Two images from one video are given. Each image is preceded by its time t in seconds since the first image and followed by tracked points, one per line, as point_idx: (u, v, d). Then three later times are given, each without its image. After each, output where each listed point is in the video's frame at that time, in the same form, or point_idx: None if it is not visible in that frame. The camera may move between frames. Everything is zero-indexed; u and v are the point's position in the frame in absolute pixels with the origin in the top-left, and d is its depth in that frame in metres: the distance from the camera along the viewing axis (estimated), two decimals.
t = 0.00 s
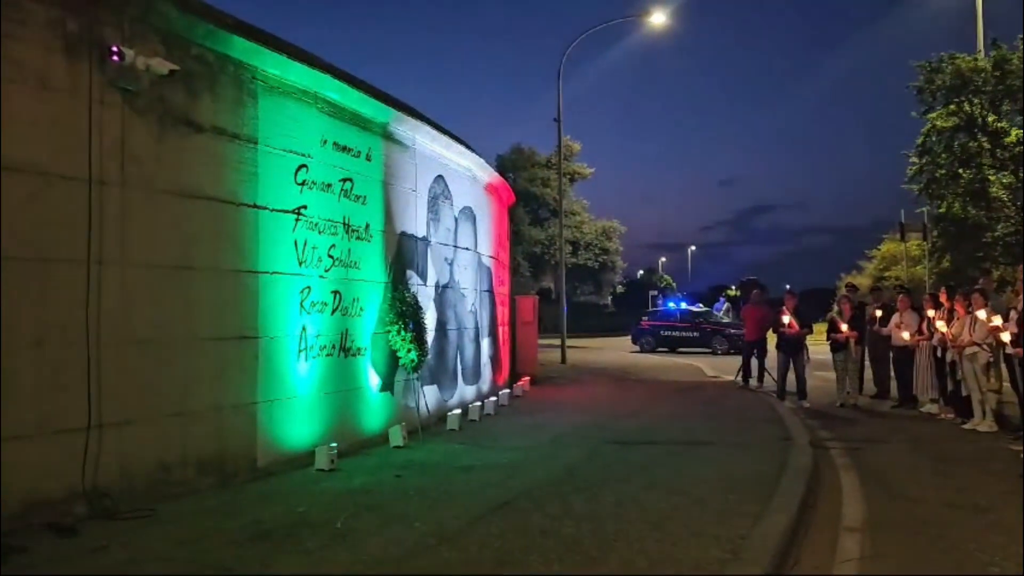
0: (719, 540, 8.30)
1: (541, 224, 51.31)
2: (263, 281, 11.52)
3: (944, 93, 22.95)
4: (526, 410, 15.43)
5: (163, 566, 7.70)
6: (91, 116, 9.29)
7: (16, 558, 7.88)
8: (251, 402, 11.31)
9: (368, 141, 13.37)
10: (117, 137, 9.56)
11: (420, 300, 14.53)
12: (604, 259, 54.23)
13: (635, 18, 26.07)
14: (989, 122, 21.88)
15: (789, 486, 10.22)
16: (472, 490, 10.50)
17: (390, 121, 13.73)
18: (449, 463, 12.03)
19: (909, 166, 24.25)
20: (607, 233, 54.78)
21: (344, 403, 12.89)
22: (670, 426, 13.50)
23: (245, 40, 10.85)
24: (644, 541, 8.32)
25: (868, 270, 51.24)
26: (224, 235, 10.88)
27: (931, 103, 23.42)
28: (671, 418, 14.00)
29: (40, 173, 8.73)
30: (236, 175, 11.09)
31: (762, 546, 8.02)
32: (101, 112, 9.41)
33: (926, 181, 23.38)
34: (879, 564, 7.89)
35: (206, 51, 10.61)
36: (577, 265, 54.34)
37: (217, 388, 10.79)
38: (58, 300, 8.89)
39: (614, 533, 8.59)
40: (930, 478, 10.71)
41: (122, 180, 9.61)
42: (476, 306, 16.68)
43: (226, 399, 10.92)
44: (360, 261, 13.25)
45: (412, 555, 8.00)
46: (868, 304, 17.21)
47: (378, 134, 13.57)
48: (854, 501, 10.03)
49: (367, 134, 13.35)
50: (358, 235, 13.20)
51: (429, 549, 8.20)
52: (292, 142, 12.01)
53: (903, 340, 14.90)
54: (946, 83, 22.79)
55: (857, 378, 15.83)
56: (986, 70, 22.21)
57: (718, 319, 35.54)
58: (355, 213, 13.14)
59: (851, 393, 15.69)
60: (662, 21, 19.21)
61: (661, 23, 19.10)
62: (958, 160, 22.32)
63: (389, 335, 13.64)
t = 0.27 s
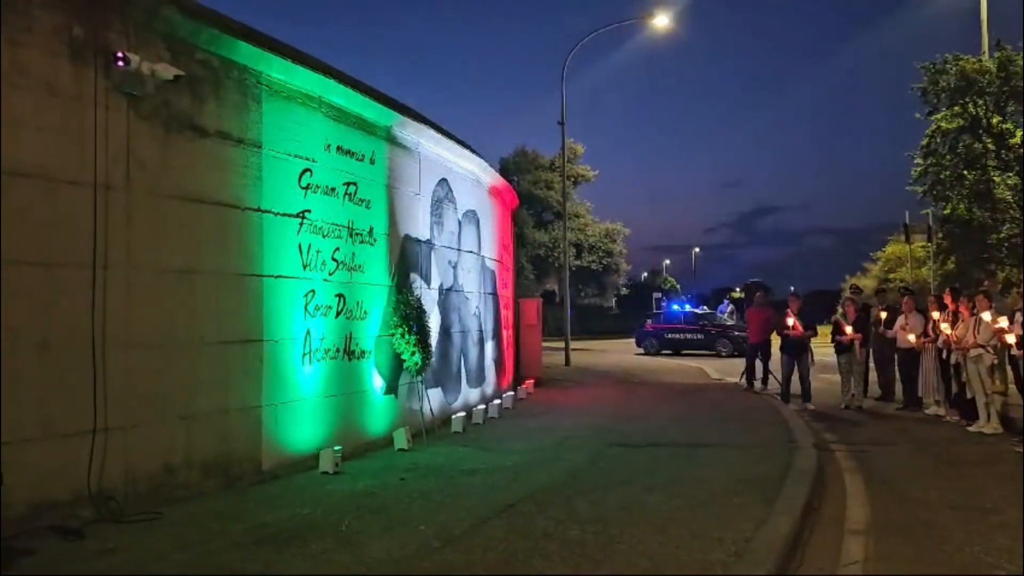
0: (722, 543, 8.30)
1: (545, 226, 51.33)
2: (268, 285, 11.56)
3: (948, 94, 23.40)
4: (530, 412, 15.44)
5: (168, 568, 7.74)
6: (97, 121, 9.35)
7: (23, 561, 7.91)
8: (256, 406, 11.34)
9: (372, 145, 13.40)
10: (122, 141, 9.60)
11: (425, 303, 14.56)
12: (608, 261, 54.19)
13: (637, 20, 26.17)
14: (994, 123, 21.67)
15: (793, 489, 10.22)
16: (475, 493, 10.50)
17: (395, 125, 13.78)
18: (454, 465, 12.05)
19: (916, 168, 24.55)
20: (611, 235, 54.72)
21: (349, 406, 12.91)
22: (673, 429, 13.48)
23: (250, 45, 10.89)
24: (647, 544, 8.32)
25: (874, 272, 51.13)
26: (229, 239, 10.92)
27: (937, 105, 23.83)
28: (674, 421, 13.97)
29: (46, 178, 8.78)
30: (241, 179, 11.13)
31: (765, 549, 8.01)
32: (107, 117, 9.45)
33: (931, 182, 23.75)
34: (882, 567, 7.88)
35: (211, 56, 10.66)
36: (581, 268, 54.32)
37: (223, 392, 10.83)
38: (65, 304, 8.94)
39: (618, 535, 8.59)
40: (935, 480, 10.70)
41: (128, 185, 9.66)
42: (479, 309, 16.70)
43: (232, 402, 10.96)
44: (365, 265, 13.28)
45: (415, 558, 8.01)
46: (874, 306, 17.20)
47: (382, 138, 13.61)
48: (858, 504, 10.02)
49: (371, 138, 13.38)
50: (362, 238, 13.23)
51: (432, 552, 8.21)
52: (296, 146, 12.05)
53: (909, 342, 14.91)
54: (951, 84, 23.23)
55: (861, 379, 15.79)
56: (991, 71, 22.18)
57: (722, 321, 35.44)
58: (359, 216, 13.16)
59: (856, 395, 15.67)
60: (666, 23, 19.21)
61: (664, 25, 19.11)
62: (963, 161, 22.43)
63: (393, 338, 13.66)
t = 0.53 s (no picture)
0: (727, 545, 8.28)
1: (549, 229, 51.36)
2: (272, 288, 11.58)
3: (953, 95, 23.04)
4: (534, 415, 15.44)
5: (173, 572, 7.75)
6: (102, 126, 9.39)
7: (30, 564, 7.94)
8: (261, 409, 11.36)
9: (376, 148, 13.43)
10: (128, 146, 9.65)
11: (429, 306, 14.57)
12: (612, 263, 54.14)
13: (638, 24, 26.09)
14: (998, 123, 21.72)
15: (798, 491, 10.19)
16: (478, 496, 10.51)
17: (398, 128, 13.81)
18: (458, 468, 12.06)
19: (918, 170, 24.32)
20: (614, 238, 54.71)
21: (353, 409, 12.92)
22: (676, 431, 13.47)
23: (254, 49, 10.93)
24: (652, 546, 8.29)
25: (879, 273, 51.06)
26: (233, 242, 10.95)
27: (941, 105, 23.50)
28: (677, 423, 13.96)
29: (52, 183, 8.82)
30: (245, 183, 11.16)
31: (771, 551, 7.99)
32: (112, 122, 9.50)
33: (936, 184, 23.41)
34: (888, 569, 7.86)
35: (215, 60, 10.71)
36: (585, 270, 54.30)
37: (228, 395, 10.85)
38: (70, 307, 8.97)
39: (622, 538, 8.57)
40: (941, 481, 10.66)
41: (133, 190, 9.70)
42: (484, 311, 16.70)
43: (237, 405, 10.98)
44: (369, 268, 13.29)
45: (419, 561, 8.01)
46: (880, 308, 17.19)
47: (386, 141, 13.64)
48: (863, 505, 10.00)
49: (375, 141, 13.41)
50: (366, 241, 13.25)
51: (436, 555, 8.21)
52: (300, 150, 12.09)
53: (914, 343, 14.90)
54: (955, 85, 22.91)
55: (866, 381, 15.74)
56: (996, 71, 21.99)
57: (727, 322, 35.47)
58: (363, 219, 13.19)
59: (861, 397, 15.65)
60: (669, 25, 19.21)
61: (668, 27, 19.10)
62: (968, 162, 22.27)
63: (397, 341, 13.67)
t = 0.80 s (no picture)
0: (734, 545, 8.22)
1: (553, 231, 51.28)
2: (276, 291, 11.57)
3: (957, 93, 22.85)
4: (540, 416, 15.39)
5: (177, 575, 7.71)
6: (105, 128, 9.37)
7: (36, 567, 7.92)
8: (266, 411, 11.35)
9: (379, 149, 13.42)
10: (132, 149, 9.64)
11: (433, 307, 14.55)
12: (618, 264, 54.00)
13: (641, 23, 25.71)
14: (1005, 122, 21.67)
15: (804, 492, 10.14)
16: (485, 498, 10.47)
17: (402, 129, 13.80)
18: (463, 469, 12.04)
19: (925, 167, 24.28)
20: (619, 238, 54.59)
21: (358, 411, 12.91)
22: (683, 431, 13.42)
23: (258, 51, 10.91)
24: (658, 546, 8.24)
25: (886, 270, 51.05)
26: (237, 244, 10.94)
27: (943, 103, 23.33)
28: (683, 424, 13.91)
29: (55, 186, 8.81)
30: (249, 185, 11.15)
31: (778, 552, 7.93)
32: (116, 124, 9.49)
33: (941, 183, 23.45)
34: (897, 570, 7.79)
35: (218, 63, 10.69)
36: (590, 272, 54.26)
37: (232, 397, 10.84)
38: (75, 311, 8.97)
39: (627, 538, 8.53)
40: (950, 482, 10.58)
41: (137, 192, 9.69)
42: (488, 312, 16.68)
43: (242, 407, 10.97)
44: (373, 270, 13.28)
45: (424, 563, 7.97)
46: (885, 308, 17.10)
47: (390, 142, 13.62)
48: (871, 506, 9.93)
49: (378, 142, 13.40)
50: (370, 243, 13.23)
51: (441, 556, 8.16)
52: (304, 152, 12.07)
53: (920, 343, 14.84)
54: (960, 84, 22.74)
55: (873, 381, 15.65)
56: (1001, 69, 21.90)
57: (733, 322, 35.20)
58: (367, 221, 13.18)
59: (867, 397, 15.58)
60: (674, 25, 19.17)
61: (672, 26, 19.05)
62: (974, 160, 22.42)
63: (402, 343, 13.66)
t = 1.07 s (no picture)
0: None
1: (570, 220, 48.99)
2: (232, 295, 9.49)
3: None
4: (555, 446, 13.09)
5: None
6: (18, 97, 7.56)
7: None
8: (222, 443, 9.26)
9: (358, 125, 11.24)
10: (62, 125, 7.86)
11: (425, 313, 12.25)
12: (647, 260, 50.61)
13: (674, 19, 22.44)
14: None
15: (878, 539, 7.95)
16: (485, 544, 8.25)
17: (385, 99, 11.58)
18: (461, 511, 9.77)
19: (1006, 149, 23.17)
20: (646, 229, 51.13)
21: (333, 440, 10.69)
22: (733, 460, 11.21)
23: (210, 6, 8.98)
24: None
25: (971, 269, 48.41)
26: (186, 240, 8.93)
27: None
28: (732, 451, 11.68)
29: None
30: (201, 168, 9.16)
31: None
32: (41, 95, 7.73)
33: None
34: None
35: (163, 20, 8.80)
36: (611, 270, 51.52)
37: (182, 428, 8.81)
38: None
39: None
40: None
41: (68, 177, 7.88)
42: (490, 319, 14.38)
43: (193, 439, 8.93)
44: (352, 270, 11.11)
45: None
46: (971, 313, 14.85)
47: (371, 116, 11.44)
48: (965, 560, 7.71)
49: (357, 116, 11.23)
50: (348, 238, 11.05)
51: None
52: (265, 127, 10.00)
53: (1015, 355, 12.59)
54: None
55: (958, 401, 13.49)
56: None
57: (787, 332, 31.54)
58: (345, 212, 11.02)
59: (951, 421, 13.53)
60: None
61: None
62: None
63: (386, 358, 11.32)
